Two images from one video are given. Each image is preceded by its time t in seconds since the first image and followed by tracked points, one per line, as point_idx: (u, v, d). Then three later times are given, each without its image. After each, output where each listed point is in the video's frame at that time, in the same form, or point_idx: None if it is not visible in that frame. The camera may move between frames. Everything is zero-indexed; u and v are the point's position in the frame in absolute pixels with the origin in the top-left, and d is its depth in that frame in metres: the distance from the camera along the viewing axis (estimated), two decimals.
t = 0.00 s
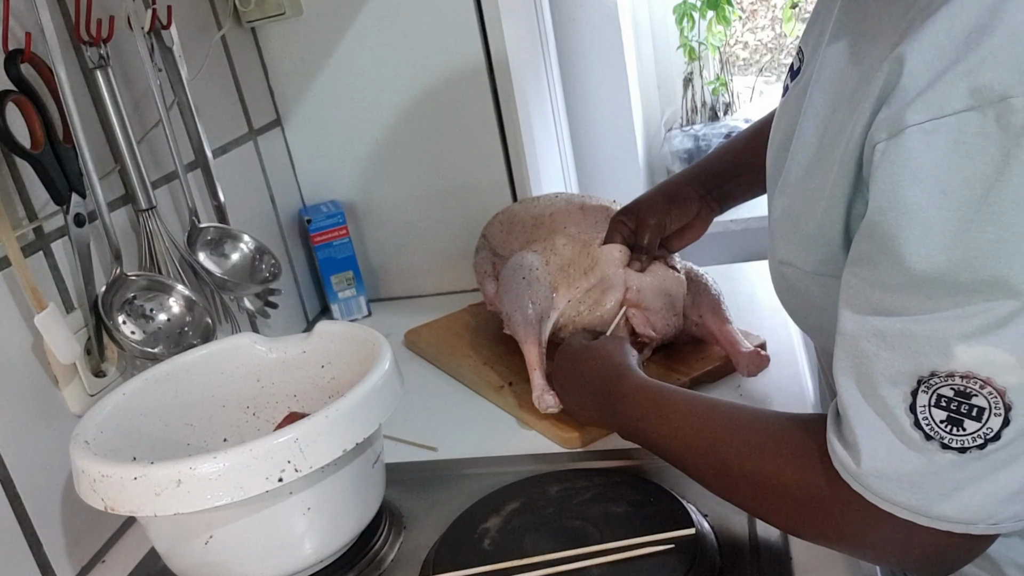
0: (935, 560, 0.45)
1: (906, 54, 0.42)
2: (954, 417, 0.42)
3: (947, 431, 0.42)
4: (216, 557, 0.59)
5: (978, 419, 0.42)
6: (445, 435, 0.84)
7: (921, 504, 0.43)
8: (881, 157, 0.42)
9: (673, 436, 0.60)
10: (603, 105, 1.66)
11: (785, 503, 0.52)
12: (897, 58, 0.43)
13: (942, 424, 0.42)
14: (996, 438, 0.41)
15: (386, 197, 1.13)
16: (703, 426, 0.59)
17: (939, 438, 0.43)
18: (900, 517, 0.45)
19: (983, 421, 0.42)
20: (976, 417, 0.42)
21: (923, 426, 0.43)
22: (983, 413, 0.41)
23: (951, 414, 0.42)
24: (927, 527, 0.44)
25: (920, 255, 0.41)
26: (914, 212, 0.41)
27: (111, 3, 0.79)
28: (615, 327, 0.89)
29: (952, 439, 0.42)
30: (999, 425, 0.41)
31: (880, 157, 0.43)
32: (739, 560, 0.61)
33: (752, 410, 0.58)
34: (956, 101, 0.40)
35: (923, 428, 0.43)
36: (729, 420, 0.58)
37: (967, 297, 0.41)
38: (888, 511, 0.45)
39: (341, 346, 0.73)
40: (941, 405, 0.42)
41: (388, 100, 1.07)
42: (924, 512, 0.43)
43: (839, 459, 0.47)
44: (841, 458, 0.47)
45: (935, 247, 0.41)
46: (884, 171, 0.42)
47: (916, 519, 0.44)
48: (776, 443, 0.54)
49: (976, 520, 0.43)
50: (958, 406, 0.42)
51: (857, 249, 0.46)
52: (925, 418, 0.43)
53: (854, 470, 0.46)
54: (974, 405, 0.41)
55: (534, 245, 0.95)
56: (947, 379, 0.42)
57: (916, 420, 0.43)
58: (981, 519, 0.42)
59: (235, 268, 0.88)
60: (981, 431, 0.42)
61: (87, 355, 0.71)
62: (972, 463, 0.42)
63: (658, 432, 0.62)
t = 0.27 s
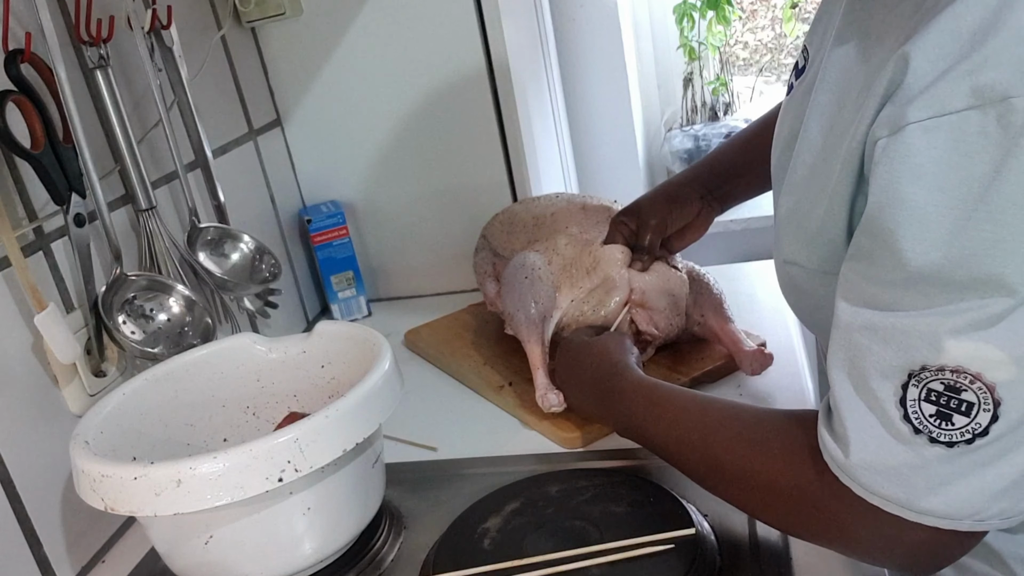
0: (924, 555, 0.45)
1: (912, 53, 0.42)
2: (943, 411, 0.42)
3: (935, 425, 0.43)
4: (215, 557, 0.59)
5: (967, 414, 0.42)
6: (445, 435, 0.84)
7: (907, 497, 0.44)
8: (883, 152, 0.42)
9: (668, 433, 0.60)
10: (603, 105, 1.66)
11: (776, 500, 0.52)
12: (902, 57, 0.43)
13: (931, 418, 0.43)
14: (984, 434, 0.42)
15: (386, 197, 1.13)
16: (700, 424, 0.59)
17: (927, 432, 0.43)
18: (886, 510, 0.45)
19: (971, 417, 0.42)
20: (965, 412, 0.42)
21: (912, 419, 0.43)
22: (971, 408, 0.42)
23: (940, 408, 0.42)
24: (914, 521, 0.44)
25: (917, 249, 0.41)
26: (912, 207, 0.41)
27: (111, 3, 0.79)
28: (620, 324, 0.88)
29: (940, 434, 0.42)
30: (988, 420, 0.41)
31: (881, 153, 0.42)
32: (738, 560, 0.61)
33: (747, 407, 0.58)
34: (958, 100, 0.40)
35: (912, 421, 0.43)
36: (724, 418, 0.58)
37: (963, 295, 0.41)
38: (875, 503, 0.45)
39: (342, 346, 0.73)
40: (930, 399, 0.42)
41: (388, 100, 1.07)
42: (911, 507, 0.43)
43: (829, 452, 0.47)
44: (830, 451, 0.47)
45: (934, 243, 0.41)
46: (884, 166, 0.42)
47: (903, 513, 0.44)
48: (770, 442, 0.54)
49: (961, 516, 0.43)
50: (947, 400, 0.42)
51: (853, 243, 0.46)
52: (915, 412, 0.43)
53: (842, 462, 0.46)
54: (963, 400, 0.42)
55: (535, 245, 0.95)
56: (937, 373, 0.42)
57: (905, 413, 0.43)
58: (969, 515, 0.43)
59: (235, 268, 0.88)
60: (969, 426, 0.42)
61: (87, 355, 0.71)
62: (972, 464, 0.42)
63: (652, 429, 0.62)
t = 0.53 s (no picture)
0: (928, 545, 0.45)
1: (921, 39, 0.42)
2: (953, 396, 0.42)
3: (946, 410, 0.42)
4: (215, 557, 0.59)
5: (977, 399, 0.42)
6: (445, 435, 0.84)
7: (916, 483, 0.43)
8: (892, 140, 0.42)
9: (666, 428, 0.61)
10: (603, 105, 1.66)
11: (774, 493, 0.52)
12: (910, 44, 0.43)
13: (941, 404, 0.42)
14: (995, 418, 0.41)
15: (386, 197, 1.13)
16: (698, 420, 0.59)
17: (938, 417, 0.43)
18: (894, 498, 0.44)
19: (982, 401, 0.42)
20: (975, 397, 0.42)
21: (922, 405, 0.43)
22: (982, 392, 0.41)
23: (951, 393, 0.42)
24: (922, 508, 0.44)
25: (931, 234, 0.41)
26: (924, 192, 0.41)
27: (111, 3, 0.79)
28: (615, 325, 0.88)
29: (950, 419, 0.42)
30: (998, 404, 0.41)
31: (891, 140, 0.42)
32: (738, 561, 0.61)
33: (747, 403, 0.58)
34: (968, 84, 0.40)
35: (922, 407, 0.43)
36: (722, 412, 0.58)
37: (976, 280, 0.41)
38: (883, 490, 0.45)
39: (341, 346, 0.73)
40: (940, 384, 0.42)
41: (388, 100, 1.07)
42: (920, 492, 0.43)
43: (836, 440, 0.47)
44: (840, 439, 0.47)
45: (946, 230, 0.41)
46: (894, 153, 0.42)
47: (911, 500, 0.44)
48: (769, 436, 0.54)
49: (971, 503, 0.42)
50: (958, 385, 0.42)
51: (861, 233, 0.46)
52: (925, 397, 0.43)
53: (851, 449, 0.46)
54: (973, 384, 0.42)
55: (535, 245, 0.95)
56: (948, 357, 0.42)
57: (915, 398, 0.43)
58: (978, 501, 0.42)
59: (235, 268, 0.88)
60: (979, 411, 0.42)
61: (87, 355, 0.71)
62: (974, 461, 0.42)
63: (652, 426, 0.62)
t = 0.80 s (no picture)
0: (940, 530, 0.46)
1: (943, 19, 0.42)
2: (974, 379, 0.42)
3: (967, 394, 0.43)
4: (215, 557, 0.59)
5: (999, 381, 0.42)
6: (445, 435, 0.84)
7: (938, 467, 0.43)
8: (912, 120, 0.42)
9: (668, 420, 0.61)
10: (603, 106, 1.66)
11: (781, 481, 0.52)
12: (931, 24, 0.43)
13: (962, 387, 0.43)
14: (1017, 401, 0.42)
15: (386, 197, 1.13)
16: (699, 413, 0.59)
17: (959, 401, 0.43)
18: (912, 482, 0.45)
19: (1003, 384, 0.42)
20: (997, 379, 0.42)
21: (943, 389, 0.43)
22: (1003, 375, 0.42)
23: (971, 377, 0.42)
24: (941, 491, 0.44)
25: (946, 216, 0.41)
26: (943, 172, 0.41)
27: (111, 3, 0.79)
28: (614, 326, 0.90)
29: (971, 402, 0.43)
30: (1019, 387, 0.42)
31: (909, 119, 0.42)
32: (738, 561, 0.61)
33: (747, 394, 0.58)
34: (989, 63, 0.40)
35: (943, 391, 0.43)
36: (725, 402, 0.58)
37: (995, 260, 0.41)
38: (901, 475, 0.45)
39: (341, 347, 0.73)
40: (961, 368, 0.42)
41: (388, 100, 1.07)
42: (941, 474, 0.43)
43: (853, 425, 0.47)
44: (856, 425, 0.47)
45: (962, 212, 0.41)
46: (913, 133, 0.42)
47: (931, 483, 0.44)
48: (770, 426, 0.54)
49: (992, 484, 0.43)
50: (978, 368, 0.42)
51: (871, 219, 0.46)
52: (945, 381, 0.43)
53: (868, 435, 0.46)
54: (994, 366, 0.42)
55: (533, 246, 0.95)
56: (968, 341, 0.42)
57: (935, 382, 0.43)
58: (998, 482, 0.43)
59: (235, 268, 0.88)
60: (1001, 394, 0.42)
61: (86, 355, 0.71)
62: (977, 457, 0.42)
63: (653, 421, 0.62)
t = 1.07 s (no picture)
0: (937, 533, 0.46)
1: (947, 26, 0.42)
2: (976, 385, 0.42)
3: (968, 400, 0.42)
4: (215, 557, 0.59)
5: (1000, 387, 0.42)
6: (445, 435, 0.84)
7: (938, 471, 0.43)
8: (916, 127, 0.42)
9: (665, 421, 0.61)
10: (603, 105, 1.66)
11: (780, 483, 0.52)
12: (936, 30, 0.43)
13: (963, 393, 0.42)
14: (1017, 407, 0.42)
15: (386, 197, 1.13)
16: (699, 414, 0.58)
17: (960, 407, 0.43)
18: (910, 486, 0.45)
19: (1004, 390, 0.42)
20: (997, 385, 0.42)
21: (944, 395, 0.43)
22: (1004, 381, 0.42)
23: (972, 382, 0.42)
24: (940, 496, 0.44)
25: (950, 223, 0.41)
26: (947, 176, 0.41)
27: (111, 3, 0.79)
28: (614, 326, 0.90)
29: (972, 408, 0.42)
30: (1020, 393, 0.42)
31: (914, 126, 0.42)
32: (738, 561, 0.61)
33: (748, 396, 0.58)
34: (995, 70, 0.40)
35: (944, 397, 0.43)
36: (721, 403, 0.58)
37: (996, 265, 0.41)
38: (897, 478, 0.45)
39: (341, 347, 0.73)
40: (962, 373, 0.42)
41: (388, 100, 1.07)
42: (940, 478, 0.43)
43: (850, 425, 0.47)
44: (854, 427, 0.47)
45: (965, 219, 0.41)
46: (917, 140, 0.42)
47: (929, 487, 0.44)
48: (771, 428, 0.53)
49: (992, 489, 0.43)
50: (980, 374, 0.42)
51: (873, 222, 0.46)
52: (947, 387, 0.43)
53: (867, 437, 0.46)
54: (995, 372, 0.42)
55: (534, 246, 0.95)
56: (970, 347, 0.42)
57: (936, 388, 0.43)
58: (997, 487, 0.43)
59: (235, 268, 0.88)
60: (1001, 400, 0.42)
61: (87, 355, 0.71)
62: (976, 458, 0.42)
63: (653, 421, 0.62)
